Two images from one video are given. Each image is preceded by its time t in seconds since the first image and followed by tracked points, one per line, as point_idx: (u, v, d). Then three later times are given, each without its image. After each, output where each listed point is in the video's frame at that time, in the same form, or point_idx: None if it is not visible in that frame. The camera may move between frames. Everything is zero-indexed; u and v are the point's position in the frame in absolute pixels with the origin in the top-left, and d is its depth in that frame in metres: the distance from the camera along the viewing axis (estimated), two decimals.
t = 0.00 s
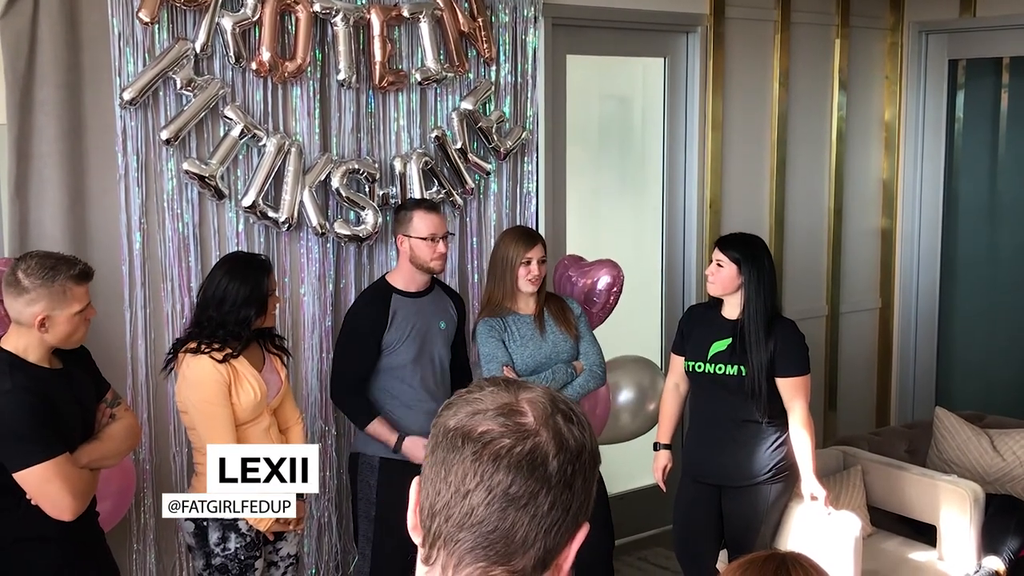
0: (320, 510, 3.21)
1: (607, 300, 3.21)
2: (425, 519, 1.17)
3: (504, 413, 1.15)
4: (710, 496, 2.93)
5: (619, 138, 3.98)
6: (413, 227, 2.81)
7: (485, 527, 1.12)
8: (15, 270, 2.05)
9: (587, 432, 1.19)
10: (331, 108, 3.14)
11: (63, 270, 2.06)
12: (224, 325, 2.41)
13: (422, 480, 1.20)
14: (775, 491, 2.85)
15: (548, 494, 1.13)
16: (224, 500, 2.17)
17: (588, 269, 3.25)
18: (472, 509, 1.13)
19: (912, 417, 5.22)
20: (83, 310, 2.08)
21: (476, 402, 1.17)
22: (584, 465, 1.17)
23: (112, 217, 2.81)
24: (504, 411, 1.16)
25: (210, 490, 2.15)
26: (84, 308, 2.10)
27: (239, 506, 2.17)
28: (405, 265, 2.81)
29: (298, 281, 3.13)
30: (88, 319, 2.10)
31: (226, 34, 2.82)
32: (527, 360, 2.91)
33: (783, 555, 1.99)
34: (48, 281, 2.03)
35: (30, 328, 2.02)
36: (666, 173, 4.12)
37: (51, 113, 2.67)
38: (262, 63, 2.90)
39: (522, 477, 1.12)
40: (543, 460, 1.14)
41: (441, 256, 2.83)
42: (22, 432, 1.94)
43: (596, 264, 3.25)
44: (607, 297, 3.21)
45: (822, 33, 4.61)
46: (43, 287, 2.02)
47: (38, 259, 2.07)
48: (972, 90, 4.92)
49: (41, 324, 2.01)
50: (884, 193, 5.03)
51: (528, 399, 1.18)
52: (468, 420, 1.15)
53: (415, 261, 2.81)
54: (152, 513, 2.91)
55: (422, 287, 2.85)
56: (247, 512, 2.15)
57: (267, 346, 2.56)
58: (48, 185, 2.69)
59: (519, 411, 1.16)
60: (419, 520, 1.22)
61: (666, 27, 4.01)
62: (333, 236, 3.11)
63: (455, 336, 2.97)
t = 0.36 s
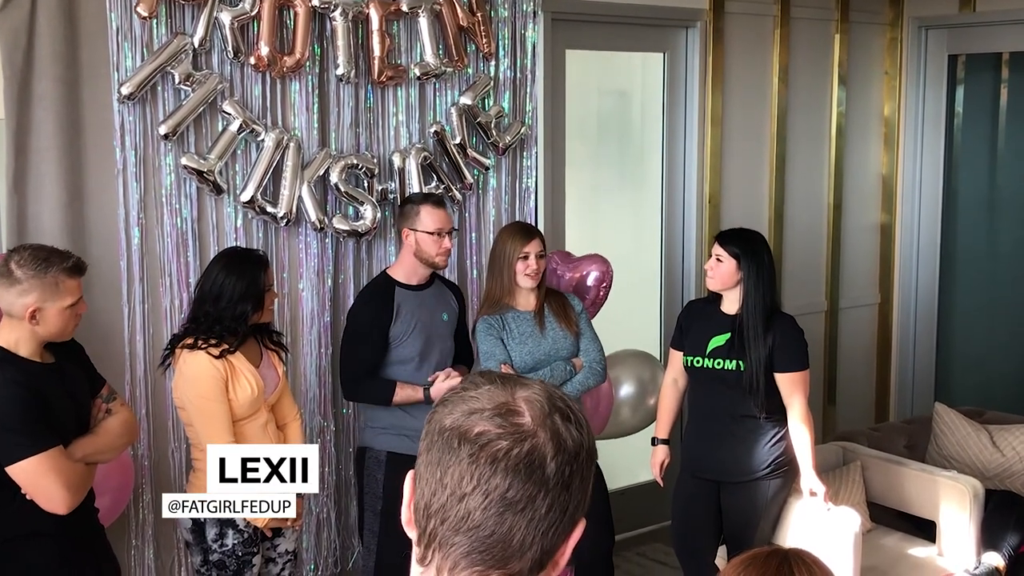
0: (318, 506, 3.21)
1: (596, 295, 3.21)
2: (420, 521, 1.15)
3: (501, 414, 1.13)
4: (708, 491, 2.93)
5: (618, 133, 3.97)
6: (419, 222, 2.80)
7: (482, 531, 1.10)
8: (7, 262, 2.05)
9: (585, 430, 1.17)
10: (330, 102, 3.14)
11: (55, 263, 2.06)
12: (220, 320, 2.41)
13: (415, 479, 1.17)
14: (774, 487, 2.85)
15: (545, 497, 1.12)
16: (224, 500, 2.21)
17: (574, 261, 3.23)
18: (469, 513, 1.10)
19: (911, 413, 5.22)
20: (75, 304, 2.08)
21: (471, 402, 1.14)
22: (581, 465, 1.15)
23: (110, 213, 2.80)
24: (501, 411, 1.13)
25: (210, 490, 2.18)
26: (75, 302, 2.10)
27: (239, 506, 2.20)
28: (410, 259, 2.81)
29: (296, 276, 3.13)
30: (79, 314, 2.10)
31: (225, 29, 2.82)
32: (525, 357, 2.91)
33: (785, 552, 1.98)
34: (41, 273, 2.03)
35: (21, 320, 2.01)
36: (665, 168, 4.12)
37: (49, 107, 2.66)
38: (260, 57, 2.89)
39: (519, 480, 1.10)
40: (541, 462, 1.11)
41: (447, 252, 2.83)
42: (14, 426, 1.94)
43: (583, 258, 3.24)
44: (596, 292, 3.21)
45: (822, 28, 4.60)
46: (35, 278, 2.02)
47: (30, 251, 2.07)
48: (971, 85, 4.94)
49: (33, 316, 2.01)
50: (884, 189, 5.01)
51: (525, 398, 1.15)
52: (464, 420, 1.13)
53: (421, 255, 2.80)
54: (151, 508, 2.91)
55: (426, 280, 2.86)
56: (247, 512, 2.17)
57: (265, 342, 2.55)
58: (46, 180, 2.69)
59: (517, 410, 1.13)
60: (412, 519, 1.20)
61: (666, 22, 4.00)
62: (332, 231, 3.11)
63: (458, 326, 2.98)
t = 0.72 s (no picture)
0: (317, 503, 3.21)
1: (586, 290, 3.19)
2: (415, 520, 1.14)
3: (497, 413, 1.11)
4: (706, 488, 2.92)
5: (616, 129, 3.97)
6: (420, 216, 2.80)
7: (480, 532, 1.10)
8: (15, 258, 2.05)
9: (581, 427, 1.16)
10: (327, 99, 3.14)
11: (60, 272, 2.05)
12: (218, 317, 2.40)
13: (410, 478, 1.16)
14: (773, 482, 2.85)
15: (542, 497, 1.11)
16: (225, 501, 2.21)
17: (564, 258, 3.22)
18: (467, 514, 1.10)
19: (909, 409, 5.21)
20: (65, 318, 2.05)
21: (466, 400, 1.12)
22: (578, 463, 1.15)
23: (107, 210, 2.80)
24: (497, 411, 1.12)
25: (211, 490, 2.18)
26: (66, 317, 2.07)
27: (239, 506, 2.17)
28: (411, 253, 2.81)
29: (294, 273, 3.12)
30: (64, 331, 2.06)
31: (222, 25, 2.81)
32: (523, 354, 2.91)
33: (785, 549, 1.98)
34: (43, 278, 2.02)
35: (8, 315, 1.98)
36: (663, 164, 4.12)
37: (46, 104, 2.66)
38: (257, 53, 2.88)
39: (517, 481, 1.10)
40: (538, 462, 1.11)
41: (449, 245, 2.83)
42: (2, 425, 1.92)
43: (571, 254, 3.24)
44: (586, 287, 3.20)
45: (819, 23, 4.60)
46: (38, 278, 2.01)
47: (39, 253, 2.07)
48: (970, 81, 4.91)
49: (22, 316, 1.98)
50: (882, 184, 5.03)
51: (520, 396, 1.13)
52: (460, 420, 1.11)
53: (422, 249, 2.80)
54: (149, 505, 2.90)
55: (427, 275, 2.85)
56: (247, 512, 2.15)
57: (262, 339, 2.55)
58: (43, 177, 2.68)
59: (513, 409, 1.12)
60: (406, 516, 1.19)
61: (664, 17, 3.99)
62: (329, 227, 3.11)
63: (461, 321, 2.97)
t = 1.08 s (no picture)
0: (313, 499, 3.20)
1: (579, 286, 3.18)
2: (418, 519, 1.13)
3: (498, 411, 1.10)
4: (703, 483, 2.92)
5: (613, 125, 3.96)
6: (430, 214, 2.79)
7: (483, 531, 1.09)
8: (60, 278, 2.02)
9: (583, 424, 1.15)
10: (323, 94, 3.13)
11: (95, 310, 2.01)
12: (215, 313, 2.39)
13: (411, 476, 1.15)
14: (769, 478, 2.85)
15: (545, 495, 1.11)
16: (225, 500, 2.22)
17: (558, 252, 3.22)
18: (469, 513, 1.09)
19: (905, 404, 5.22)
20: (78, 352, 2.00)
21: (467, 398, 1.11)
22: (580, 460, 1.14)
23: (103, 205, 2.79)
24: (498, 409, 1.10)
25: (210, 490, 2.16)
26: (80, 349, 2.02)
27: (239, 506, 2.18)
28: (413, 249, 2.80)
29: (290, 269, 3.12)
30: (71, 362, 2.00)
31: (217, 20, 2.80)
32: (520, 349, 2.91)
33: (783, 546, 1.97)
34: (75, 308, 1.98)
35: (29, 325, 1.94)
36: (659, 161, 4.11)
37: (40, 99, 2.65)
38: (253, 48, 2.87)
39: (520, 480, 1.09)
40: (540, 460, 1.10)
41: (455, 243, 2.84)
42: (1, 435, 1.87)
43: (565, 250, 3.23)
44: (579, 283, 3.18)
45: (816, 19, 4.59)
46: (74, 304, 1.98)
47: (86, 281, 2.04)
48: (966, 77, 4.90)
49: (39, 334, 1.94)
50: (879, 179, 5.04)
51: (521, 392, 1.12)
52: (461, 419, 1.10)
53: (429, 247, 2.80)
54: (144, 501, 2.90)
55: (426, 271, 2.85)
56: (247, 512, 2.16)
57: (259, 335, 2.54)
58: (38, 172, 2.67)
59: (514, 407, 1.11)
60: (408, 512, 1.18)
61: (661, 13, 3.98)
62: (326, 223, 3.10)
63: (461, 315, 2.95)
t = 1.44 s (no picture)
0: (310, 495, 3.20)
1: (577, 284, 3.19)
2: (424, 519, 1.12)
3: (509, 414, 1.09)
4: (701, 480, 2.92)
5: (610, 121, 3.96)
6: (433, 211, 2.79)
7: (492, 533, 1.08)
8: (88, 274, 2.06)
9: (591, 427, 1.15)
10: (320, 90, 3.12)
11: (119, 308, 2.05)
12: (213, 309, 2.39)
13: (417, 475, 1.13)
14: (766, 474, 2.86)
15: (554, 498, 1.10)
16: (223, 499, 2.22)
17: (558, 249, 3.22)
18: (479, 515, 1.08)
19: (902, 401, 5.23)
20: (100, 347, 2.05)
21: (478, 399, 1.10)
22: (588, 463, 1.14)
23: (100, 201, 2.78)
24: (509, 411, 1.09)
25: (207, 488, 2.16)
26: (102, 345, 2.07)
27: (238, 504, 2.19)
28: (414, 246, 2.80)
29: (287, 264, 3.11)
30: (93, 356, 2.06)
31: (214, 15, 2.80)
32: (518, 345, 2.91)
33: (779, 541, 1.97)
34: (100, 305, 2.02)
35: (55, 320, 1.99)
36: (657, 158, 4.11)
37: (36, 94, 2.64)
38: (250, 44, 2.87)
39: (531, 483, 1.08)
40: (551, 464, 1.10)
41: (456, 240, 2.84)
42: (12, 420, 1.93)
43: (565, 246, 3.24)
44: (577, 281, 3.19)
45: (814, 16, 4.59)
46: (99, 301, 2.02)
47: (114, 279, 2.08)
48: (963, 74, 4.95)
49: (63, 329, 1.99)
50: (877, 176, 5.03)
51: (532, 394, 1.11)
52: (472, 421, 1.09)
53: (431, 244, 2.80)
54: (141, 497, 2.90)
55: (426, 268, 2.85)
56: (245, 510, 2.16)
57: (257, 331, 2.54)
58: (35, 168, 2.66)
59: (525, 409, 1.10)
60: (411, 512, 1.16)
61: (658, 10, 3.99)
62: (323, 219, 3.10)
63: (459, 312, 2.96)
